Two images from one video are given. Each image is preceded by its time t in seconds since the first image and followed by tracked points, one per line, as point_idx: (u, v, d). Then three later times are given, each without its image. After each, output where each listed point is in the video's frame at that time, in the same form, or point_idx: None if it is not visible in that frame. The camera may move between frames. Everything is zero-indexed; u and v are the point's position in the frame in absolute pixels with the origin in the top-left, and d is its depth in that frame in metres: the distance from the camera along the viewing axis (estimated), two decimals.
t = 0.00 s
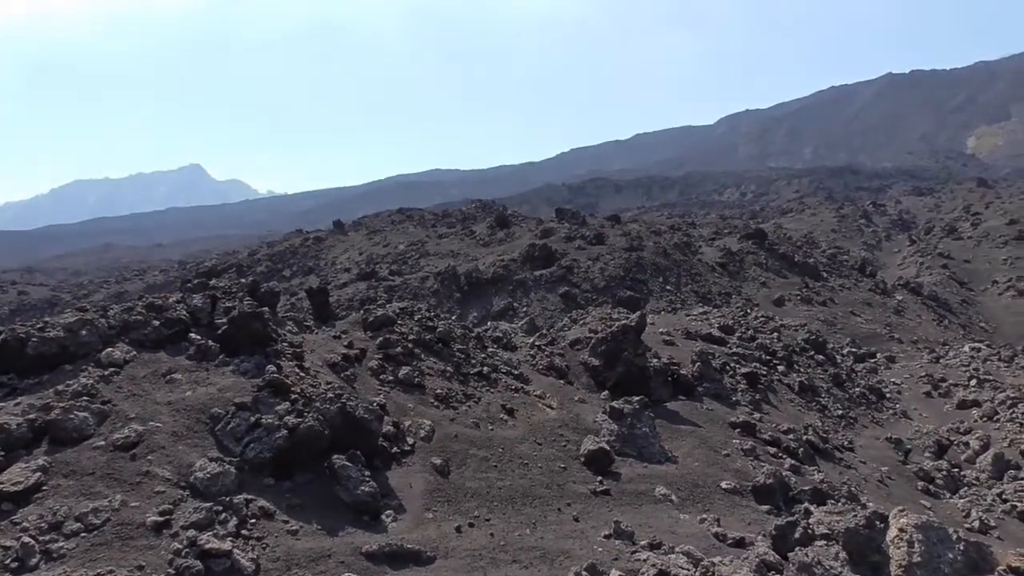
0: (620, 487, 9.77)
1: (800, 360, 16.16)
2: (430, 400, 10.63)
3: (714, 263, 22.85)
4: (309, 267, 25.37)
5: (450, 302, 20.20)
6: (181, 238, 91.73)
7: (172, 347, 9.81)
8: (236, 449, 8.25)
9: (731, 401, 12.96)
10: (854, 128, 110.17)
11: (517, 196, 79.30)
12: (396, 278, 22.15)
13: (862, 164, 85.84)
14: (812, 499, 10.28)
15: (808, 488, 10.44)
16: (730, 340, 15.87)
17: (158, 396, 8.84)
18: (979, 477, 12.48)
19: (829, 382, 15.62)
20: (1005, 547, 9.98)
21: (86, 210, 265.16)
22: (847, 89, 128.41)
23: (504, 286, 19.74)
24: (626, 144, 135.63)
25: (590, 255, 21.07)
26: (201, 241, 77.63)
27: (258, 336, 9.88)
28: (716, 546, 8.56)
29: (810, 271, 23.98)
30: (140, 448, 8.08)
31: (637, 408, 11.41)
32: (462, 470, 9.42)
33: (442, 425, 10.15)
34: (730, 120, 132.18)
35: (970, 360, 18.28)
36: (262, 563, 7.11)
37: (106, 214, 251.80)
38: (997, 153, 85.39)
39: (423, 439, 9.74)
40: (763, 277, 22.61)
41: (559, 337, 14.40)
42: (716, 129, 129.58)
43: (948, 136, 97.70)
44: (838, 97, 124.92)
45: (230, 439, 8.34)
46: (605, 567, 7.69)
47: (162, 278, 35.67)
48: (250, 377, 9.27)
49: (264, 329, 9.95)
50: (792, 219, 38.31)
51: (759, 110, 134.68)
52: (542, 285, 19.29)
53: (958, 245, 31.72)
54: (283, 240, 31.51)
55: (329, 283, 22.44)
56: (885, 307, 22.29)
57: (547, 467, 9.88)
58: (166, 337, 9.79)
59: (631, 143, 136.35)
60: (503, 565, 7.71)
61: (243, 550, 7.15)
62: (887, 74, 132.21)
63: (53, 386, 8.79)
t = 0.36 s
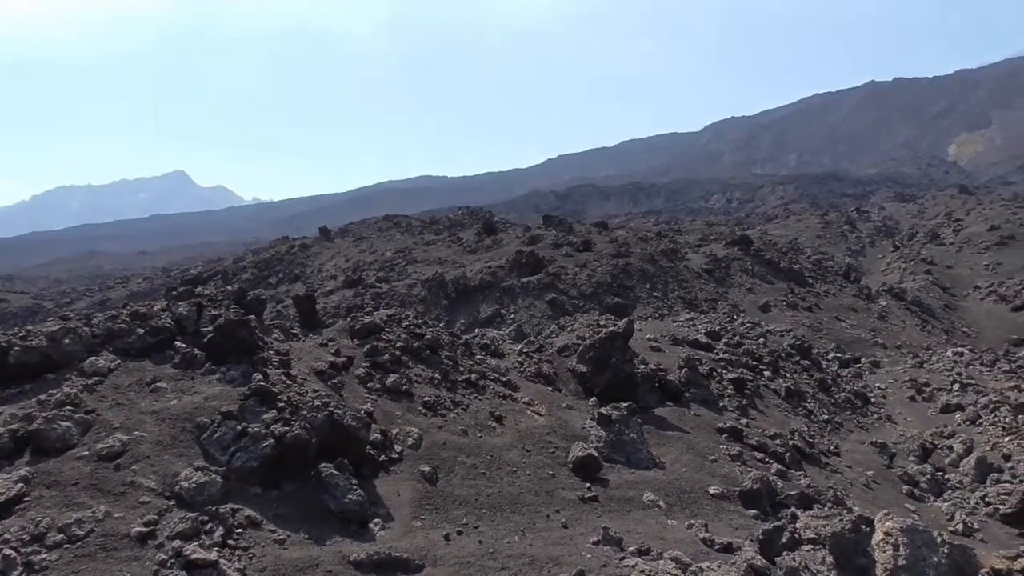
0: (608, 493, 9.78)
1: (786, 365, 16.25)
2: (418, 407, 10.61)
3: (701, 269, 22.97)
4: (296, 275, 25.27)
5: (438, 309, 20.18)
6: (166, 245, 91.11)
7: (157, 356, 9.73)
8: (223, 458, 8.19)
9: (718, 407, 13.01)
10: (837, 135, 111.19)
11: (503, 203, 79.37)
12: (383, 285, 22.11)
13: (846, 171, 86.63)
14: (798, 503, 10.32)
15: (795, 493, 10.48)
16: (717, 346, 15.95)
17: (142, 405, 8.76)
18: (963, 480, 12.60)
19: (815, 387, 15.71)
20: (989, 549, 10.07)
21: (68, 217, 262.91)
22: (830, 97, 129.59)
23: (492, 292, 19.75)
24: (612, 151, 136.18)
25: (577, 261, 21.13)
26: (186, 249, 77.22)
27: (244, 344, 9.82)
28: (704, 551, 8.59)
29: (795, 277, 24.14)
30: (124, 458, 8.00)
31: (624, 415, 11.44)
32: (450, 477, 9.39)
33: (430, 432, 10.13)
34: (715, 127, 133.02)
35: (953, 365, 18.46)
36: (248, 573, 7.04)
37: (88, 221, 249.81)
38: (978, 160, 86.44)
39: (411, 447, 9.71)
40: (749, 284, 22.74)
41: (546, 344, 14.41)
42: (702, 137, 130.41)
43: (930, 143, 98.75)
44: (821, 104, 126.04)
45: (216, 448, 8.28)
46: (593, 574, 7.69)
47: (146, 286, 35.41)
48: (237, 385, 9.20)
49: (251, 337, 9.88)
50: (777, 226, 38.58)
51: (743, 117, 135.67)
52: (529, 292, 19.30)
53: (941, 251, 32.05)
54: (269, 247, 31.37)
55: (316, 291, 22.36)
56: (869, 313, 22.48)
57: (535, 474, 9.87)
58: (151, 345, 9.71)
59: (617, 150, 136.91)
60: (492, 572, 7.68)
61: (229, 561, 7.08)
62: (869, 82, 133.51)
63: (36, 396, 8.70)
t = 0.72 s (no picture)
0: (582, 500, 9.81)
1: (757, 371, 16.42)
2: (392, 416, 10.56)
3: (673, 276, 23.15)
4: (267, 282, 25.05)
5: (411, 316, 20.13)
6: (134, 253, 89.92)
7: (125, 365, 9.59)
8: (193, 468, 8.10)
9: (691, 413, 13.11)
10: (807, 144, 112.75)
11: (476, 210, 79.35)
12: (355, 293, 22.00)
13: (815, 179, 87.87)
14: (770, 508, 10.43)
15: (767, 498, 10.58)
16: (689, 353, 16.07)
17: (110, 415, 8.62)
18: (930, 484, 12.81)
19: (785, 393, 15.89)
20: (956, 552, 10.24)
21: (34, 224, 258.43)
22: (800, 106, 131.39)
23: (465, 300, 19.74)
24: (585, 159, 136.87)
25: (550, 269, 21.19)
26: (154, 257, 76.28)
27: (215, 352, 9.71)
28: (678, 557, 8.64)
29: (766, 284, 24.43)
30: (92, 469, 7.87)
31: (598, 421, 11.50)
32: (424, 485, 9.37)
33: (403, 441, 10.10)
34: (687, 136, 134.32)
35: (920, 370, 18.78)
36: None
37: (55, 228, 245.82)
38: (943, 169, 88.14)
39: (384, 455, 9.67)
40: (721, 290, 22.96)
41: (520, 351, 14.42)
42: (674, 145, 131.55)
43: (897, 152, 100.49)
44: (791, 113, 127.76)
45: (186, 458, 8.18)
46: None
47: (113, 294, 34.89)
48: (207, 395, 9.09)
49: (222, 346, 9.78)
50: (748, 233, 39.01)
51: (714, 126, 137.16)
52: (503, 299, 19.30)
53: (908, 258, 32.61)
54: (240, 255, 31.07)
55: (287, 299, 22.17)
56: (839, 319, 22.80)
57: (510, 482, 9.87)
58: (119, 354, 9.58)
59: (590, 157, 137.62)
60: None
61: (201, 573, 7.00)
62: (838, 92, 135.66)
63: None
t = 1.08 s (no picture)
0: (568, 504, 9.81)
1: (742, 375, 16.50)
2: (377, 421, 10.51)
3: (658, 280, 23.23)
4: (250, 286, 24.90)
5: (396, 320, 20.07)
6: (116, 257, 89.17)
7: (107, 370, 9.49)
8: (176, 474, 8.03)
9: (677, 417, 13.14)
10: (790, 149, 113.57)
11: (461, 214, 79.31)
12: (340, 297, 21.92)
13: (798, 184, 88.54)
14: (755, 511, 10.47)
15: (752, 500, 10.63)
16: (674, 356, 16.12)
17: (92, 421, 8.53)
18: (913, 486, 12.92)
19: (770, 397, 15.97)
20: (938, 553, 10.32)
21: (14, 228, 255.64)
22: (783, 111, 132.39)
23: (450, 304, 19.71)
24: (570, 163, 137.15)
25: (536, 273, 21.20)
26: (136, 261, 75.69)
27: (198, 357, 9.63)
28: (664, 560, 8.65)
29: (750, 287, 24.55)
30: (73, 476, 7.78)
31: (583, 425, 11.51)
32: (410, 490, 9.33)
33: (389, 445, 10.06)
34: (671, 140, 134.93)
35: (902, 373, 18.93)
36: None
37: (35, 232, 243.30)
38: (923, 174, 89.09)
39: (370, 460, 9.62)
40: (706, 294, 23.06)
41: (506, 355, 14.40)
42: (658, 150, 132.13)
43: (879, 157, 101.45)
44: (774, 119, 128.71)
45: (169, 464, 8.11)
46: None
47: (94, 299, 34.55)
48: (190, 400, 9.01)
49: (205, 350, 9.70)
50: (732, 238, 39.23)
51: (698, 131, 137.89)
52: (488, 303, 19.29)
53: (890, 262, 32.92)
54: (222, 259, 30.86)
55: (271, 303, 22.04)
56: (822, 322, 22.94)
57: (496, 485, 9.85)
58: (101, 360, 9.48)
59: (575, 162, 137.92)
60: None
61: None
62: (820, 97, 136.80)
63: None
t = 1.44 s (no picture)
0: (559, 506, 9.81)
1: (732, 378, 16.54)
2: (368, 424, 10.49)
3: (648, 283, 23.29)
4: (240, 289, 24.83)
5: (387, 323, 20.05)
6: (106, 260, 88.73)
7: (96, 374, 9.44)
8: (166, 478, 8.00)
9: (667, 420, 13.18)
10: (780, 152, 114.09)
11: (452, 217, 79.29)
12: (330, 300, 21.87)
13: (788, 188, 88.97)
14: (745, 513, 10.49)
15: (742, 503, 10.66)
16: (665, 359, 16.17)
17: (80, 425, 8.47)
18: (902, 488, 12.99)
19: (760, 399, 16.02)
20: (927, 555, 10.38)
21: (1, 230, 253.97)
22: (772, 114, 132.99)
23: (441, 307, 19.71)
24: (561, 166, 137.33)
25: (527, 276, 21.21)
26: (125, 263, 75.36)
27: (188, 360, 9.59)
28: (655, 563, 8.67)
29: (740, 290, 24.65)
30: (61, 480, 7.74)
31: (574, 428, 11.52)
32: (401, 493, 9.32)
33: (380, 448, 10.04)
34: (661, 143, 135.36)
35: (891, 376, 19.04)
36: None
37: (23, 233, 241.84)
38: (912, 178, 89.71)
39: (361, 463, 9.61)
40: (696, 297, 23.14)
41: (497, 358, 14.40)
42: (649, 153, 132.51)
43: (868, 161, 102.06)
44: (764, 122, 129.29)
45: (158, 468, 8.08)
46: None
47: (83, 302, 34.37)
48: (180, 404, 8.97)
49: (195, 354, 9.65)
50: (723, 240, 39.36)
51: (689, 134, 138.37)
52: (479, 306, 19.29)
53: (879, 266, 33.10)
54: (212, 262, 30.75)
55: (261, 305, 21.95)
56: (812, 325, 23.06)
57: (487, 489, 9.84)
58: (89, 364, 9.43)
59: (566, 164, 138.11)
60: None
61: None
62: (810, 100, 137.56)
63: None
